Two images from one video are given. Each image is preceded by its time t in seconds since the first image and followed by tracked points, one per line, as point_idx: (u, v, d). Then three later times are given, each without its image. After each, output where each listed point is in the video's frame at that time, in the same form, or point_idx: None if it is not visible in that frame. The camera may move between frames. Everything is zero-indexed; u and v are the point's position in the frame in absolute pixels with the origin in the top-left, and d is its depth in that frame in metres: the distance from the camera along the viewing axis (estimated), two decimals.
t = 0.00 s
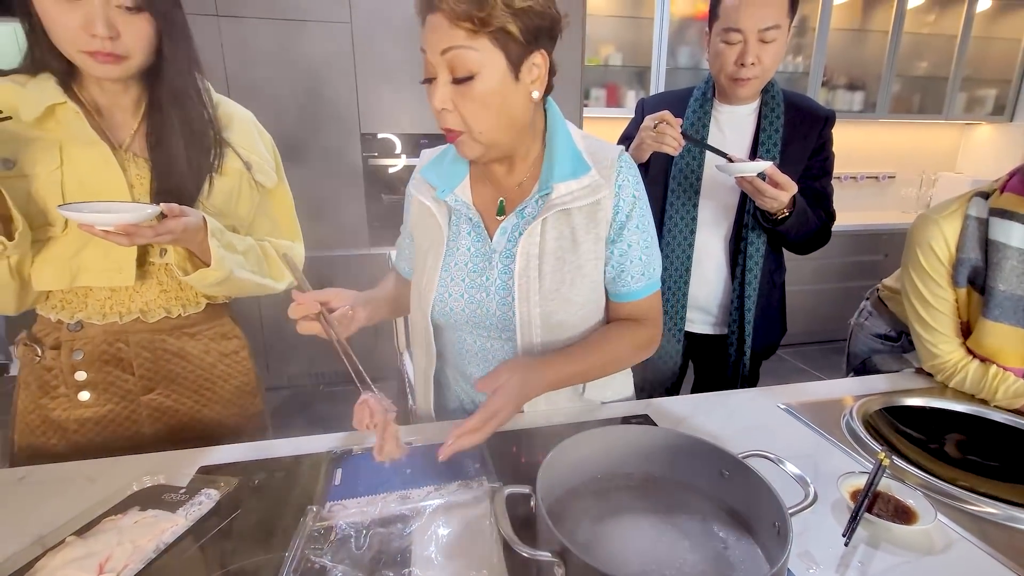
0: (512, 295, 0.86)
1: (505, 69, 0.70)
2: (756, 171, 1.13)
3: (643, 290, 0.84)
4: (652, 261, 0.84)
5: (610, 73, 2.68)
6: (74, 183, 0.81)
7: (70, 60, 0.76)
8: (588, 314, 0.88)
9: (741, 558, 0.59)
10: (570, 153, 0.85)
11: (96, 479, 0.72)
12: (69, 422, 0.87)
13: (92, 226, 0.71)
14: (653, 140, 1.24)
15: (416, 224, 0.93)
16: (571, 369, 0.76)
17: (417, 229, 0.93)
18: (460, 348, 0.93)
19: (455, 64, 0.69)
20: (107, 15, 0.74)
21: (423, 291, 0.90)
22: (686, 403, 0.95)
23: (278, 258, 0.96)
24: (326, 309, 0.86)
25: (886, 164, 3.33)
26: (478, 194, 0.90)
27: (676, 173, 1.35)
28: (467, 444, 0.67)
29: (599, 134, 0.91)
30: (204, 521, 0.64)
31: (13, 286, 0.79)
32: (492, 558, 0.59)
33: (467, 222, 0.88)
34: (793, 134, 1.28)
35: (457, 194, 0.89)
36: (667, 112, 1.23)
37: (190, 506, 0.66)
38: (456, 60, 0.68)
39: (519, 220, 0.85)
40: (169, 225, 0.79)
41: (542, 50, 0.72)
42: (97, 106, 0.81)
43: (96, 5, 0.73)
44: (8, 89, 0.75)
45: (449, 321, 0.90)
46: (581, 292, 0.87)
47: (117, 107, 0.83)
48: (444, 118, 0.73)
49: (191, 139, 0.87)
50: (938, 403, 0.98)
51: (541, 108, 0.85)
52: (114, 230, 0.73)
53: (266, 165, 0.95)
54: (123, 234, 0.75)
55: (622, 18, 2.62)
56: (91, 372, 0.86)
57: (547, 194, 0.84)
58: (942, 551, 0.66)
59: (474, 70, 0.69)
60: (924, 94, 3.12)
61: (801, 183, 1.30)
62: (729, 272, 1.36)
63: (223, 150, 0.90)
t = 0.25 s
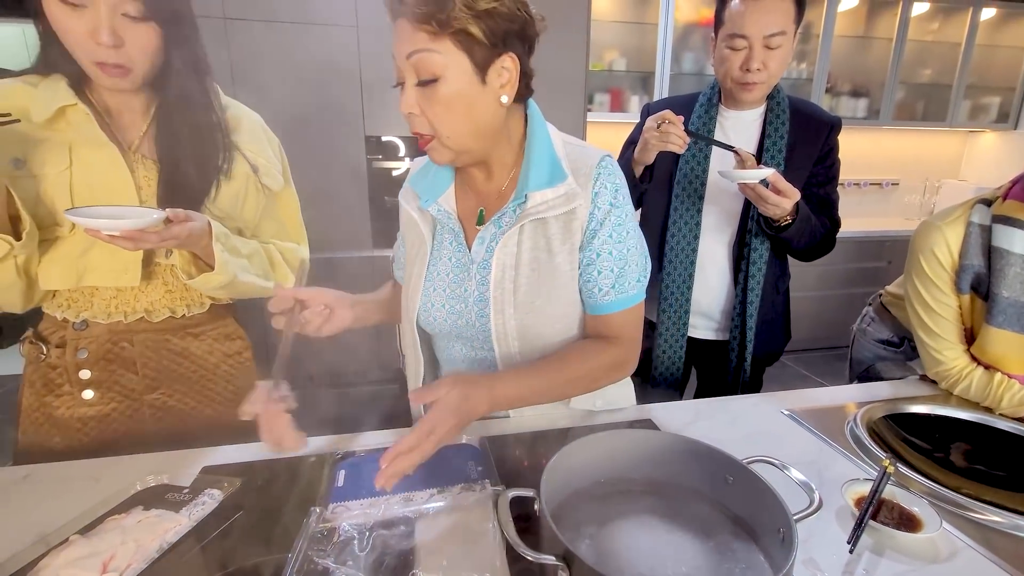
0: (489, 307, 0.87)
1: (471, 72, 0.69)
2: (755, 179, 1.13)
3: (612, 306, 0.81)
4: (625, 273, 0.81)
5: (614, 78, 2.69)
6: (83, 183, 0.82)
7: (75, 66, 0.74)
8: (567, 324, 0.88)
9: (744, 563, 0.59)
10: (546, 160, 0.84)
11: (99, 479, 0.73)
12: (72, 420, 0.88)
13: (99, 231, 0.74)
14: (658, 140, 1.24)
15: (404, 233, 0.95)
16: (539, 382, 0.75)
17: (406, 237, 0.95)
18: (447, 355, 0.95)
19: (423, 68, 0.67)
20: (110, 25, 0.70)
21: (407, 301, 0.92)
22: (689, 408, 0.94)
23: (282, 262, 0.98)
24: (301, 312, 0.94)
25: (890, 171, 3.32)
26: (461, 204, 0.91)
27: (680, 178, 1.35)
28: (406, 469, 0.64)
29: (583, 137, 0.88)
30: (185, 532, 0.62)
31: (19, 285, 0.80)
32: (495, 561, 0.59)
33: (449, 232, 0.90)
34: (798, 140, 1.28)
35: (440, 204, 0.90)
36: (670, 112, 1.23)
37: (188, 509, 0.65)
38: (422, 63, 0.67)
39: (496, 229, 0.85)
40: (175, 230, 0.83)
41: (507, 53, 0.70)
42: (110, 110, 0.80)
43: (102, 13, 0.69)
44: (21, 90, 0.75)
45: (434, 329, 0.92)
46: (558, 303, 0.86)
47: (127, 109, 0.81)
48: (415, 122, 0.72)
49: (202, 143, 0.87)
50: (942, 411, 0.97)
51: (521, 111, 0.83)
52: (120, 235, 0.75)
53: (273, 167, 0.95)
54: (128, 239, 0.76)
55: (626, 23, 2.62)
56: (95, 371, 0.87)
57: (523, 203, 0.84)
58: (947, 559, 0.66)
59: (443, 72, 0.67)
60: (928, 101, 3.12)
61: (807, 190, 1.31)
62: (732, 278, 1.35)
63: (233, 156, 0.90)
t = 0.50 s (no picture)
0: (483, 313, 0.87)
1: (451, 73, 0.68)
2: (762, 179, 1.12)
3: (608, 307, 0.80)
4: (618, 274, 0.80)
5: (618, 80, 2.68)
6: (93, 184, 0.83)
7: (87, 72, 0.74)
8: (562, 327, 0.87)
9: (751, 565, 0.59)
10: (534, 161, 0.83)
11: (108, 478, 0.73)
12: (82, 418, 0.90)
13: (112, 227, 0.79)
14: (664, 148, 1.24)
15: (397, 241, 0.94)
16: (515, 384, 0.75)
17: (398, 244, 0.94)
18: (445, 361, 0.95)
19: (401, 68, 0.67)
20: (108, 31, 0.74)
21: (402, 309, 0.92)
22: (694, 410, 0.94)
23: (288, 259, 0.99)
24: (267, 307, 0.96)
25: (894, 173, 3.32)
26: (452, 209, 0.91)
27: (685, 180, 1.36)
28: (391, 459, 0.64)
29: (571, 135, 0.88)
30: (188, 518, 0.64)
31: (30, 283, 0.82)
32: (502, 562, 0.60)
33: (440, 239, 0.90)
34: (803, 143, 1.28)
35: (431, 211, 0.90)
36: (677, 120, 1.24)
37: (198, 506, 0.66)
38: (400, 64, 0.67)
39: (487, 234, 0.85)
40: (185, 227, 0.87)
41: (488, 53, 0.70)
42: (118, 110, 0.81)
43: (98, 19, 0.74)
44: (32, 92, 0.76)
45: (431, 337, 0.92)
46: (552, 306, 0.86)
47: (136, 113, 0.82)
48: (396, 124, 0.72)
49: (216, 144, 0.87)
50: (950, 414, 0.97)
51: (508, 113, 0.82)
52: (134, 232, 0.82)
53: (281, 168, 0.96)
54: (141, 236, 0.83)
55: (630, 25, 2.62)
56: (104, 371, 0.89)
57: (513, 206, 0.84)
58: (955, 562, 0.66)
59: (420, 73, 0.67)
60: (933, 103, 3.11)
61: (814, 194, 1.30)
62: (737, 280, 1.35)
63: (241, 157, 0.91)
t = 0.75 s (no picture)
0: (480, 320, 0.86)
1: (432, 79, 0.68)
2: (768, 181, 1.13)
3: (607, 307, 0.80)
4: (615, 274, 0.80)
5: (623, 81, 2.68)
6: (105, 184, 0.84)
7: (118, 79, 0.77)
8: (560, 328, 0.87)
9: (759, 565, 0.59)
10: (524, 165, 0.82)
11: (121, 477, 0.73)
12: (94, 417, 0.89)
13: (117, 221, 0.79)
14: (666, 150, 1.25)
15: (387, 249, 0.92)
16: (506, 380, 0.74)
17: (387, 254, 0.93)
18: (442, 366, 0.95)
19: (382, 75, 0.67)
20: (110, 36, 0.78)
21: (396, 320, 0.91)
22: (700, 411, 0.94)
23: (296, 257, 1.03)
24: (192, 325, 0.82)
25: (901, 174, 3.30)
26: (442, 216, 0.90)
27: (691, 182, 1.35)
28: (401, 460, 0.64)
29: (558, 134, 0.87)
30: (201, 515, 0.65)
31: (43, 283, 0.84)
32: (511, 561, 0.60)
33: (431, 247, 0.88)
34: (812, 144, 1.27)
35: (421, 219, 0.89)
36: (682, 124, 1.25)
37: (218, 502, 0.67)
38: (381, 71, 0.67)
39: (480, 241, 0.85)
40: (190, 221, 0.88)
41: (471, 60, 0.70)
42: (127, 111, 0.83)
43: (100, 23, 0.78)
44: (43, 94, 0.79)
45: (427, 346, 0.92)
46: (550, 308, 0.86)
47: (145, 112, 0.84)
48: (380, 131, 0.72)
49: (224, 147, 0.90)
50: (957, 416, 0.97)
51: (495, 116, 0.81)
52: (137, 225, 0.82)
53: (290, 166, 1.00)
54: (146, 230, 0.85)
55: (635, 26, 2.62)
56: (118, 369, 0.88)
57: (506, 211, 0.83)
58: (963, 564, 0.65)
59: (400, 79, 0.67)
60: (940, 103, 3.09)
61: (824, 197, 1.30)
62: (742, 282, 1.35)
63: (252, 157, 0.95)
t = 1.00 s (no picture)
0: (472, 320, 0.88)
1: (415, 80, 0.66)
2: (778, 185, 1.13)
3: (597, 304, 0.83)
4: (606, 269, 0.83)
5: (629, 81, 2.68)
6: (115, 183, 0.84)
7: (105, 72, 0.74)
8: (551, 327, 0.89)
9: (765, 565, 0.59)
10: (512, 165, 0.83)
11: (131, 473, 0.74)
12: (105, 413, 0.90)
13: (114, 216, 0.78)
14: (666, 143, 1.26)
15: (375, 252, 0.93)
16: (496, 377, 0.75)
17: (373, 258, 0.93)
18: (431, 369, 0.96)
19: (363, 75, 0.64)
20: (113, 36, 0.74)
21: (386, 323, 0.92)
22: (707, 412, 0.94)
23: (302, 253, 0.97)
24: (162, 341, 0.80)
25: (908, 175, 3.28)
26: (427, 217, 0.91)
27: (700, 181, 1.34)
28: (397, 464, 0.64)
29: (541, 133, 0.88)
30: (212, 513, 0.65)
31: (54, 282, 0.84)
32: (517, 560, 0.60)
33: (419, 249, 0.90)
34: (822, 144, 1.27)
35: (407, 220, 0.89)
36: (685, 117, 1.24)
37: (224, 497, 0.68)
38: (364, 73, 0.64)
39: (470, 242, 0.86)
40: (189, 218, 0.86)
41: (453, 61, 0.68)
42: (138, 112, 0.81)
43: (107, 28, 0.73)
44: (54, 95, 0.77)
45: (417, 350, 0.93)
46: (542, 306, 0.88)
47: (153, 111, 0.82)
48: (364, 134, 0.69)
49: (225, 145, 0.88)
50: (968, 419, 0.96)
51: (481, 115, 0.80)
52: (135, 221, 0.80)
53: (297, 163, 0.93)
54: (144, 225, 0.81)
55: (641, 26, 2.62)
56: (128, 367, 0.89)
57: (495, 212, 0.84)
58: (974, 567, 0.65)
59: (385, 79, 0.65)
60: (948, 104, 3.08)
61: (834, 199, 1.30)
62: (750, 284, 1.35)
63: (257, 156, 0.90)
